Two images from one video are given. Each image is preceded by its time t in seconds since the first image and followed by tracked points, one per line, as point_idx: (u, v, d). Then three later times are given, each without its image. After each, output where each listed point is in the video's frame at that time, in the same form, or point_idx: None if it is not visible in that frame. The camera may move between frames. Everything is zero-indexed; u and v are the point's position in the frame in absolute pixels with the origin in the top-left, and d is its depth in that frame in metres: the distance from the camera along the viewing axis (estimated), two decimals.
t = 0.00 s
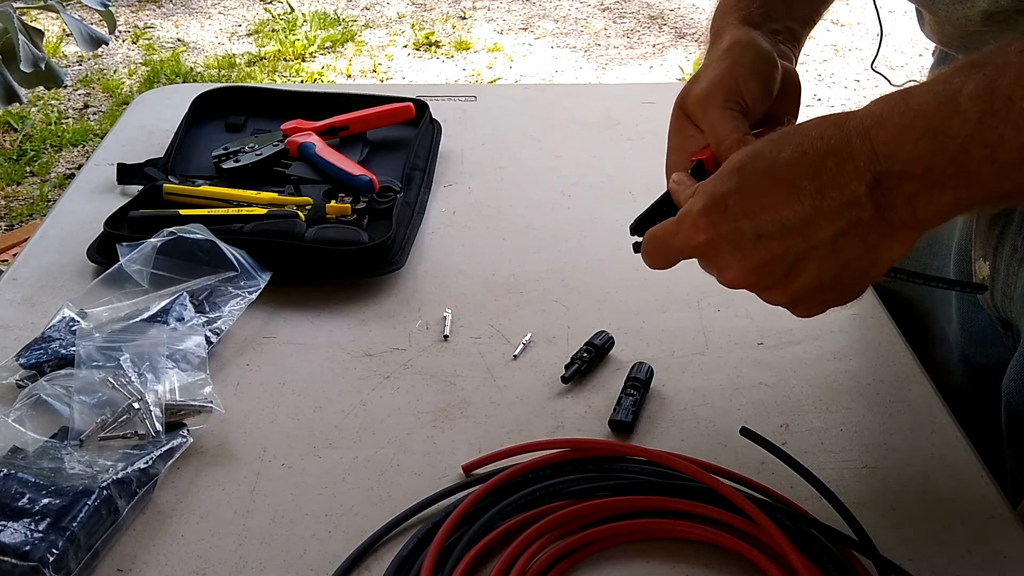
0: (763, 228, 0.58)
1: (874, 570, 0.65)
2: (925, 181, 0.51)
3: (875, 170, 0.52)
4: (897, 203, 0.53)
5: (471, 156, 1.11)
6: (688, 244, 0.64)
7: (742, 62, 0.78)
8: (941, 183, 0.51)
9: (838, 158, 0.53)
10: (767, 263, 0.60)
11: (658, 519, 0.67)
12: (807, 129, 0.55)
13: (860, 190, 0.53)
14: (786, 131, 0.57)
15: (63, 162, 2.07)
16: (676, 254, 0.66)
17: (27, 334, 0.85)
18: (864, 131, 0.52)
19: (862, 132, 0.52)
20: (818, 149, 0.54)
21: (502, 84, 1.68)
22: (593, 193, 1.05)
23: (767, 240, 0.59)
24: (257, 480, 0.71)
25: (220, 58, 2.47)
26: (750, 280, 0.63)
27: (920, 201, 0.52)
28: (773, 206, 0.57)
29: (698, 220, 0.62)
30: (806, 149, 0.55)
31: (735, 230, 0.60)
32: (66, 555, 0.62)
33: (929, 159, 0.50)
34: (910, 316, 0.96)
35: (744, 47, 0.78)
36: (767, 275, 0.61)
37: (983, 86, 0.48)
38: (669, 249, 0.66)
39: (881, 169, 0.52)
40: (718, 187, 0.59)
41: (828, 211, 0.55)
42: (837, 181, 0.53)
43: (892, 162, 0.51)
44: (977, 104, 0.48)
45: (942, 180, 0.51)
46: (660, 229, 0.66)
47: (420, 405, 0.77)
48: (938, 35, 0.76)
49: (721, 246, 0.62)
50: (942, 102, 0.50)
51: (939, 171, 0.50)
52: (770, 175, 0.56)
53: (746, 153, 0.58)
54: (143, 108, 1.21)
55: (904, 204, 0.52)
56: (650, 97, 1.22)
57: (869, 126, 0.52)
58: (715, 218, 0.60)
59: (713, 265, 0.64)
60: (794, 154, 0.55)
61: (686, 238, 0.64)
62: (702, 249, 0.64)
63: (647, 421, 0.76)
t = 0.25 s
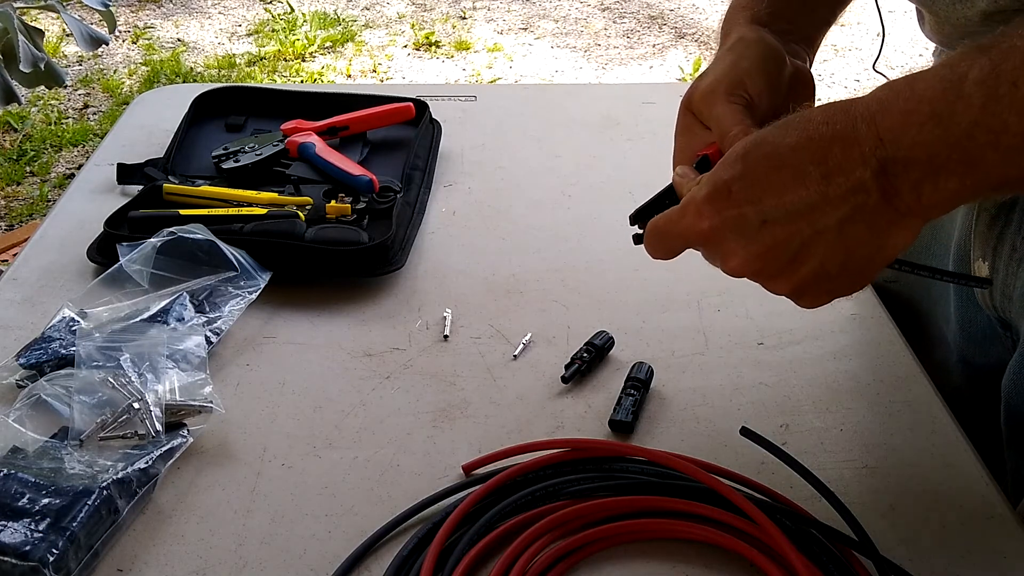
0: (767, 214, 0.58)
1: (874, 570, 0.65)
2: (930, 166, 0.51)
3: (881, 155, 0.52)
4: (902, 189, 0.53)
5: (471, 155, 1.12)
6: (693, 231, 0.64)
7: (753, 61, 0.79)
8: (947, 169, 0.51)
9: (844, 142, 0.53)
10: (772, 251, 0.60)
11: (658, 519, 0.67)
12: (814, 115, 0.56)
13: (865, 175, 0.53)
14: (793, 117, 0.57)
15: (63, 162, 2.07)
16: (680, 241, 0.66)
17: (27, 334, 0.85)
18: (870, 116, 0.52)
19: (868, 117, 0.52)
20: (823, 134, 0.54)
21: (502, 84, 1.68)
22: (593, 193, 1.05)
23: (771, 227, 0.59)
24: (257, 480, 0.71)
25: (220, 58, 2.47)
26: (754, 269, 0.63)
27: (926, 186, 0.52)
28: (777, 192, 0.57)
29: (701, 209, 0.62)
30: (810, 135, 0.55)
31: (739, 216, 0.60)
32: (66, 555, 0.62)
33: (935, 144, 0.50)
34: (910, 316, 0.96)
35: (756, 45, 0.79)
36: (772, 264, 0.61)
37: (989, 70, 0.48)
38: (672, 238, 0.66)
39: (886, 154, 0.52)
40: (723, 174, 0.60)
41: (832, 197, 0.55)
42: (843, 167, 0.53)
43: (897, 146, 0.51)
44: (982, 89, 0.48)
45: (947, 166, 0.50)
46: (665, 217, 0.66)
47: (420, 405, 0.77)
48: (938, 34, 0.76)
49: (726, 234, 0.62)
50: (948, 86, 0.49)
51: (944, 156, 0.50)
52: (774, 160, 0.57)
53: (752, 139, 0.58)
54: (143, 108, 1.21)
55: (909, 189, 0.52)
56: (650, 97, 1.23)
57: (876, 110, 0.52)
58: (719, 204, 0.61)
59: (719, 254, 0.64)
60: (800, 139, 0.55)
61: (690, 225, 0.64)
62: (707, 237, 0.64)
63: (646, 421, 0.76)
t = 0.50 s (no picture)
0: (767, 211, 0.58)
1: (874, 570, 0.65)
2: (925, 162, 0.51)
3: (878, 151, 0.52)
4: (899, 185, 0.53)
5: (470, 155, 1.12)
6: (692, 230, 0.64)
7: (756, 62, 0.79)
8: (942, 165, 0.51)
9: (841, 139, 0.53)
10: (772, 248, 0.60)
11: (658, 519, 0.67)
12: (811, 112, 0.56)
13: (862, 171, 0.53)
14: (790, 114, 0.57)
15: (63, 162, 2.07)
16: (678, 242, 0.66)
17: (27, 334, 0.85)
18: (866, 112, 0.52)
19: (864, 113, 0.53)
20: (820, 131, 0.54)
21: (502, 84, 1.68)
22: (593, 193, 1.05)
23: (771, 223, 0.59)
24: (257, 480, 0.71)
25: (220, 58, 2.47)
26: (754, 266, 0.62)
27: (922, 183, 0.52)
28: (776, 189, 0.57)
29: (699, 209, 0.62)
30: (808, 133, 0.55)
31: (737, 214, 0.60)
32: (66, 555, 0.62)
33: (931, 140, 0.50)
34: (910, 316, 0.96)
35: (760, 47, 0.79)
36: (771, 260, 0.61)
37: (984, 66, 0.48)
38: (669, 238, 0.66)
39: (882, 150, 0.52)
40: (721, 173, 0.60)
41: (830, 193, 0.55)
42: (839, 163, 0.54)
43: (894, 142, 0.51)
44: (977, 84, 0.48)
45: (942, 163, 0.51)
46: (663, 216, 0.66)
47: (420, 405, 0.77)
48: (937, 35, 0.76)
49: (724, 232, 0.62)
50: (943, 82, 0.50)
51: (940, 152, 0.50)
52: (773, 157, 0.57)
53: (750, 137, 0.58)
54: (143, 108, 1.21)
55: (905, 186, 0.52)
56: (650, 97, 1.23)
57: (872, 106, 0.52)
58: (717, 203, 0.61)
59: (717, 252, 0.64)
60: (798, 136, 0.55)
61: (688, 225, 0.64)
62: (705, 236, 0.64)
63: (646, 421, 0.76)
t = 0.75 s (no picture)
0: (844, 243, 0.54)
1: (874, 570, 0.65)
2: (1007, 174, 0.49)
3: (954, 170, 0.50)
4: (980, 201, 0.50)
5: (471, 155, 1.12)
6: (760, 264, 0.59)
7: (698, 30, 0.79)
8: None
9: (917, 158, 0.50)
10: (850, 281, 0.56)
11: (659, 519, 0.67)
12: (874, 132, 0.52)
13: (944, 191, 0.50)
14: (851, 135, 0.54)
15: (63, 162, 2.07)
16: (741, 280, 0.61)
17: (27, 334, 0.85)
18: (940, 129, 0.50)
19: (935, 131, 0.50)
20: (890, 154, 0.51)
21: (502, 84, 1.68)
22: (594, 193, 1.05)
23: (852, 254, 0.54)
24: (257, 480, 0.71)
25: (220, 58, 2.47)
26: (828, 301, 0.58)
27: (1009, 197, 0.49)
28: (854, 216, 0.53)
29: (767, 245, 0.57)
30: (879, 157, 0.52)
31: (812, 250, 0.55)
32: (66, 555, 0.62)
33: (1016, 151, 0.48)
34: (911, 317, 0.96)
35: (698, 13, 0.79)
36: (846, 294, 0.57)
37: None
38: (732, 277, 0.61)
39: (961, 167, 0.49)
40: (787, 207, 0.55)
41: (909, 219, 0.51)
42: (916, 185, 0.51)
43: (976, 159, 0.49)
44: None
45: None
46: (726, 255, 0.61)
47: (420, 405, 0.77)
48: (938, 35, 0.76)
49: (801, 267, 0.57)
50: None
51: None
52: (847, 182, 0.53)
53: (814, 161, 0.54)
54: (143, 108, 1.21)
55: (988, 201, 0.50)
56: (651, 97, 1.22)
57: (945, 122, 0.50)
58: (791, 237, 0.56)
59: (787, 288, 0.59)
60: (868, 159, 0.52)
61: (755, 263, 0.59)
62: (775, 273, 0.59)
63: (646, 421, 0.76)
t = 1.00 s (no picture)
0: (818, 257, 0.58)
1: (874, 570, 0.65)
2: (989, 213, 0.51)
3: (941, 207, 0.52)
4: (958, 236, 0.53)
5: (471, 155, 1.12)
6: (732, 266, 0.63)
7: (694, 105, 0.82)
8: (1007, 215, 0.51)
9: (905, 189, 0.53)
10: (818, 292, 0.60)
11: (659, 519, 0.67)
12: (864, 157, 0.56)
13: (925, 226, 0.53)
14: (838, 156, 0.57)
15: (63, 162, 2.07)
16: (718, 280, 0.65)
17: (27, 334, 0.85)
18: (931, 162, 0.53)
19: (926, 163, 0.53)
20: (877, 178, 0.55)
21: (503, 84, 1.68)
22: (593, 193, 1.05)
23: (822, 267, 0.58)
24: (257, 480, 0.71)
25: (220, 58, 2.48)
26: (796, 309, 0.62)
27: (986, 236, 0.52)
28: (835, 232, 0.56)
29: (744, 251, 0.61)
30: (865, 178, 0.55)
31: (786, 261, 0.59)
32: (66, 555, 0.62)
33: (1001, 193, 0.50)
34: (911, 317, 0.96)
35: (689, 79, 0.81)
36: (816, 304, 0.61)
37: None
38: (708, 277, 0.65)
39: (947, 204, 0.52)
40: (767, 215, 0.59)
41: (887, 244, 0.55)
42: (900, 215, 0.54)
43: (963, 196, 0.51)
44: None
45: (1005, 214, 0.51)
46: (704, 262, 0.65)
47: (420, 405, 0.77)
48: (938, 36, 0.76)
49: (776, 279, 0.61)
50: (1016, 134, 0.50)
51: (1008, 206, 0.51)
52: (830, 203, 0.56)
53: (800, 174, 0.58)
54: (143, 108, 1.21)
55: (966, 237, 0.53)
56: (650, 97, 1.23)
57: (935, 157, 0.53)
58: (770, 250, 0.59)
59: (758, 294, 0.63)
60: (853, 185, 0.56)
61: (731, 268, 0.63)
62: (751, 282, 0.63)
63: (646, 421, 0.76)
